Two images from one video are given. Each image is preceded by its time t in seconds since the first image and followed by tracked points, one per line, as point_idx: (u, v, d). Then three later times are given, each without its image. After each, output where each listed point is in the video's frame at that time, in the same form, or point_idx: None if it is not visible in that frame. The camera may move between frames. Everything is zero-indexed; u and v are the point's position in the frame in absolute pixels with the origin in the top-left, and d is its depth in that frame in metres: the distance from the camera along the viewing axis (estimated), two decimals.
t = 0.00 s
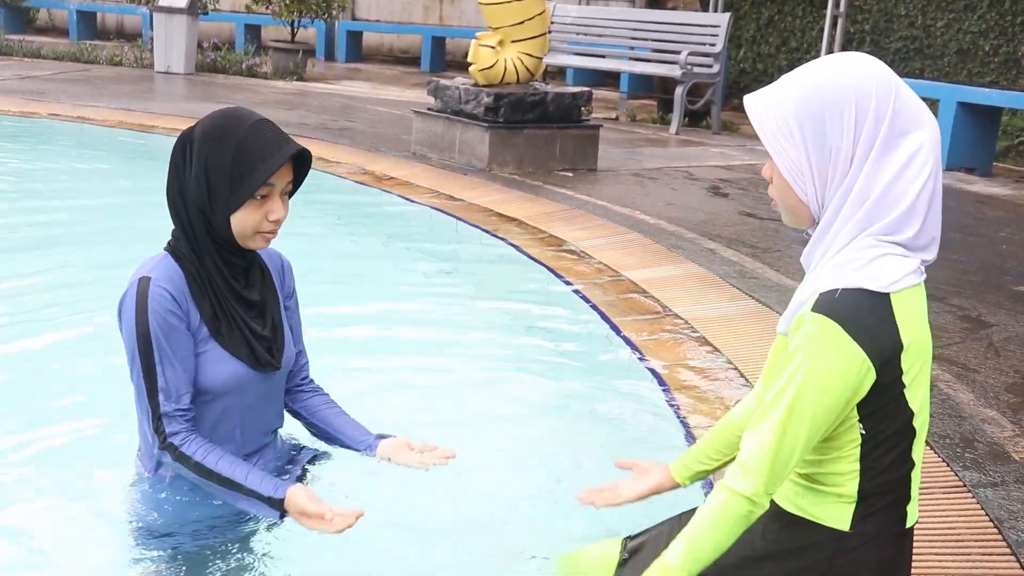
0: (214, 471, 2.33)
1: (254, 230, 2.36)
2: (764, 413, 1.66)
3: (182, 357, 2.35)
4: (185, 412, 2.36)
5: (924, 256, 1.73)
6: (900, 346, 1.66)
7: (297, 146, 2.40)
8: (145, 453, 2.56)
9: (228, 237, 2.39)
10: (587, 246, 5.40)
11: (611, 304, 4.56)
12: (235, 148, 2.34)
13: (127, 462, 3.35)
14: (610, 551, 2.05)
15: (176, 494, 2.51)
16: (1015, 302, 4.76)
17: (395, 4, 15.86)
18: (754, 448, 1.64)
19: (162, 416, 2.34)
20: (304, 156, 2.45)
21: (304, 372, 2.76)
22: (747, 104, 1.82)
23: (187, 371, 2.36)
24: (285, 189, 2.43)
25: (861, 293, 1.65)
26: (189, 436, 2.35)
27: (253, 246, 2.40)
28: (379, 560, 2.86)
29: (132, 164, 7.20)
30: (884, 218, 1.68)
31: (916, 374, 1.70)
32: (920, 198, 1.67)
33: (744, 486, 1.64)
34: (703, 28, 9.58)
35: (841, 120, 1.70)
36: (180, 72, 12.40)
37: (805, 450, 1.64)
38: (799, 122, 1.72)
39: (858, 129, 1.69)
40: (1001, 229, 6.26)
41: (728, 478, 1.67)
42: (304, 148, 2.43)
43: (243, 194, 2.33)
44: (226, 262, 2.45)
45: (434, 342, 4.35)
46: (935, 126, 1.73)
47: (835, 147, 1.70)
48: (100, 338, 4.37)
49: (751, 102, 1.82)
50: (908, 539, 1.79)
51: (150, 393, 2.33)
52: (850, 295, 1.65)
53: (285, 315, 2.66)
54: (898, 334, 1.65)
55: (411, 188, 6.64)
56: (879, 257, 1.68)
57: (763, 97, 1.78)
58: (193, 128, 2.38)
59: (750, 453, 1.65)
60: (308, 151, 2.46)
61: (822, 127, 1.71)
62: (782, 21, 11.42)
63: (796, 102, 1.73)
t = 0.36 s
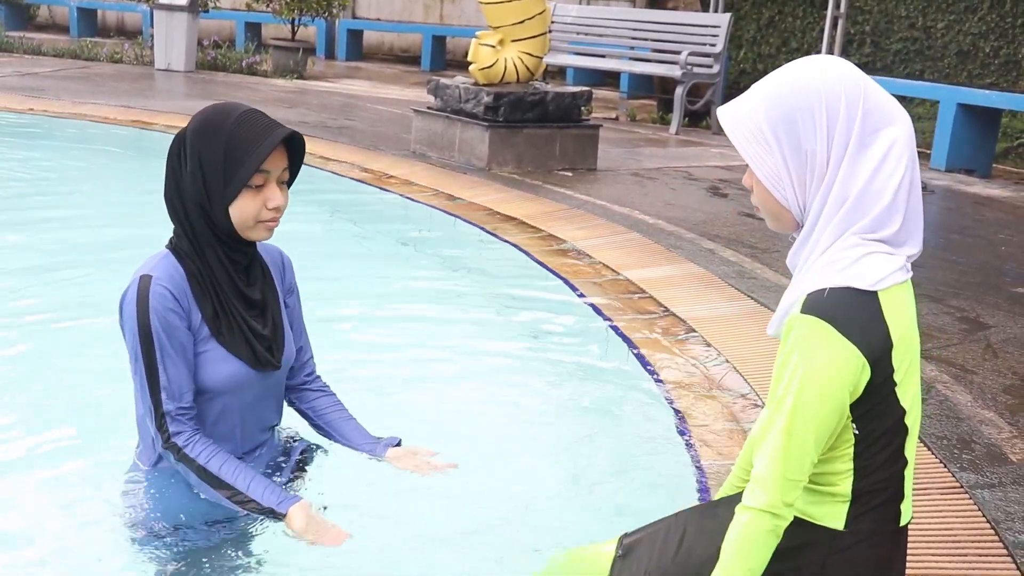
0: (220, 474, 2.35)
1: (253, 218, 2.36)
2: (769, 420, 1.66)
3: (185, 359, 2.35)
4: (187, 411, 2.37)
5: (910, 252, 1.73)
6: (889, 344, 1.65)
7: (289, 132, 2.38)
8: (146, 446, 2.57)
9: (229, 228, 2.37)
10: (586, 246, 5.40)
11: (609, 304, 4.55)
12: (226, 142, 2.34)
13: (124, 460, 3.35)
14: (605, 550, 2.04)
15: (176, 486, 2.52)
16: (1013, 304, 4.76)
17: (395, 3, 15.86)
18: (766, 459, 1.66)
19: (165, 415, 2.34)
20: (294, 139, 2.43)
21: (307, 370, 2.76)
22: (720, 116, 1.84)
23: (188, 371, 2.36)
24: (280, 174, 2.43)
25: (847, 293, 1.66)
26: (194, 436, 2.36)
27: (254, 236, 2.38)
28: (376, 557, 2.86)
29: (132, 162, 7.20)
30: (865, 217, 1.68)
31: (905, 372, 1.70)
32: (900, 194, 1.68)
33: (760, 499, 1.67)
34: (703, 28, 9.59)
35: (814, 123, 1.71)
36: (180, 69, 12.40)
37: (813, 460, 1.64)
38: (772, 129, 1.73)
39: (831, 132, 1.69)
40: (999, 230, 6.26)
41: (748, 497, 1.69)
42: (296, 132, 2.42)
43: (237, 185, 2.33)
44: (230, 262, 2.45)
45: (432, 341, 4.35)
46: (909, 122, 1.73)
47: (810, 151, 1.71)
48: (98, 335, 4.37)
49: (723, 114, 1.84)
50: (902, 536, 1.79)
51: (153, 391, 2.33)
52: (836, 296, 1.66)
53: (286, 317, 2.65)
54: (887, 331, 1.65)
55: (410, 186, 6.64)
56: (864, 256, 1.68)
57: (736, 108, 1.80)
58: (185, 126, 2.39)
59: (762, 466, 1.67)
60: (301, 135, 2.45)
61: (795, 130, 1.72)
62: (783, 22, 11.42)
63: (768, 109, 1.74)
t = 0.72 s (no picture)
0: (198, 482, 2.37)
1: (245, 212, 2.35)
2: (768, 420, 1.66)
3: (182, 357, 2.34)
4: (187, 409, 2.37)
5: (911, 251, 1.73)
6: (889, 342, 1.66)
7: (271, 123, 2.40)
8: (146, 450, 2.56)
9: (221, 225, 2.38)
10: (588, 246, 5.40)
11: (611, 305, 4.55)
12: (210, 142, 2.34)
13: (127, 461, 3.35)
14: (607, 549, 2.04)
15: (172, 493, 2.50)
16: (1014, 303, 4.76)
17: (396, 3, 15.88)
18: (762, 458, 1.66)
19: (167, 412, 2.34)
20: (276, 129, 2.43)
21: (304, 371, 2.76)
22: (722, 114, 1.84)
23: (187, 368, 2.36)
24: (268, 167, 2.44)
25: (848, 292, 1.66)
26: (193, 443, 2.38)
27: (248, 232, 2.38)
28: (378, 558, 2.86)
29: (132, 163, 7.21)
30: (866, 215, 1.68)
31: (905, 372, 1.70)
32: (901, 192, 1.68)
33: (756, 496, 1.67)
34: (704, 28, 9.59)
35: (816, 121, 1.71)
36: (181, 70, 12.41)
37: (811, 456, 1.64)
38: (776, 127, 1.73)
39: (834, 129, 1.70)
40: (1000, 230, 6.26)
41: (745, 494, 1.69)
42: (278, 123, 2.42)
43: (226, 179, 2.33)
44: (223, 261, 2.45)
45: (433, 341, 4.35)
46: (910, 120, 1.74)
47: (813, 149, 1.71)
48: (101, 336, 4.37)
49: (726, 113, 1.84)
50: (903, 536, 1.78)
51: (153, 389, 2.33)
52: (838, 294, 1.66)
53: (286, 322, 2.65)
54: (887, 329, 1.65)
55: (411, 187, 6.64)
56: (864, 254, 1.68)
57: (739, 106, 1.80)
58: (171, 129, 2.40)
59: (760, 463, 1.66)
60: (283, 126, 2.46)
61: (798, 128, 1.72)
62: (783, 22, 11.42)
63: (770, 107, 1.74)
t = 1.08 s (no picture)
0: (203, 470, 2.33)
1: (237, 209, 2.35)
2: (770, 420, 1.67)
3: (179, 353, 2.34)
4: (182, 404, 2.36)
5: (911, 252, 1.72)
6: (889, 341, 1.65)
7: (261, 120, 2.39)
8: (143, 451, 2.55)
9: (213, 223, 2.38)
10: (586, 246, 5.40)
11: (610, 305, 4.55)
12: (201, 140, 2.34)
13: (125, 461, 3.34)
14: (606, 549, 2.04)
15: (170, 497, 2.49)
16: (1013, 303, 4.76)
17: (395, 3, 15.87)
18: (766, 459, 1.66)
19: (158, 408, 2.32)
20: (268, 125, 2.43)
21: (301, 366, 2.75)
22: (724, 111, 1.84)
23: (182, 364, 2.35)
24: (259, 164, 2.43)
25: (848, 292, 1.66)
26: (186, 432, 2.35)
27: (241, 229, 2.38)
28: (378, 556, 2.86)
29: (131, 162, 7.20)
30: (868, 214, 1.68)
31: (906, 372, 1.70)
32: (902, 192, 1.67)
33: (760, 496, 1.67)
34: (703, 28, 9.59)
35: (818, 120, 1.71)
36: (179, 70, 12.40)
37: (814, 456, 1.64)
38: (778, 125, 1.73)
39: (837, 128, 1.69)
40: (999, 229, 6.25)
41: (747, 494, 1.70)
42: (268, 120, 2.42)
43: (216, 176, 2.32)
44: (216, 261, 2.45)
45: (432, 341, 4.35)
46: (912, 120, 1.74)
47: (815, 148, 1.71)
48: (99, 336, 4.37)
49: (728, 110, 1.84)
50: (903, 537, 1.78)
51: (145, 384, 2.32)
52: (839, 293, 1.66)
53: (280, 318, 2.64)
54: (887, 329, 1.65)
55: (410, 187, 6.64)
56: (865, 254, 1.68)
57: (740, 105, 1.80)
58: (163, 128, 2.39)
59: (762, 465, 1.66)
60: (273, 122, 2.45)
61: (800, 128, 1.72)
62: (782, 21, 11.41)
63: (773, 105, 1.74)
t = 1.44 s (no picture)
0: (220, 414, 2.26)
1: (233, 211, 2.34)
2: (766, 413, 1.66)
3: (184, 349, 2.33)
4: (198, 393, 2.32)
5: (912, 251, 1.72)
6: (890, 341, 1.65)
7: (263, 122, 2.38)
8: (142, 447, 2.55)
9: (211, 224, 2.37)
10: (585, 245, 5.40)
11: (609, 303, 4.54)
12: (200, 141, 2.33)
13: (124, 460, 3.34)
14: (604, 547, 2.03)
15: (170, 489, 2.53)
16: (1012, 301, 4.75)
17: (393, 2, 15.87)
18: (761, 457, 1.65)
19: (168, 392, 2.28)
20: (268, 128, 2.42)
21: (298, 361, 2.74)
22: (725, 109, 1.83)
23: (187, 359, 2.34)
24: (260, 165, 2.41)
25: (849, 292, 1.65)
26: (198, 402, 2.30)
27: (236, 231, 2.38)
28: (377, 554, 2.85)
29: (129, 163, 7.19)
30: (869, 214, 1.68)
31: (907, 372, 1.70)
32: (904, 192, 1.67)
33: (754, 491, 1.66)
34: (701, 27, 9.60)
35: (821, 119, 1.70)
36: (177, 70, 12.39)
37: (815, 456, 1.63)
38: (780, 124, 1.73)
39: (839, 127, 1.69)
40: (998, 228, 6.25)
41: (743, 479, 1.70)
42: (271, 122, 2.41)
43: (216, 178, 2.32)
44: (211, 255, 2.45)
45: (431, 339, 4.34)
46: (914, 121, 1.73)
47: (816, 147, 1.70)
48: (98, 336, 4.36)
49: (729, 108, 1.83)
50: (903, 537, 1.78)
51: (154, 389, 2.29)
52: (840, 292, 1.65)
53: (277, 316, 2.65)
54: (888, 329, 1.65)
55: (409, 187, 6.63)
56: (865, 254, 1.67)
57: (742, 103, 1.79)
58: (162, 128, 2.39)
59: (757, 459, 1.66)
60: (275, 124, 2.44)
61: (802, 127, 1.71)
62: (780, 20, 11.41)
63: (774, 103, 1.73)
